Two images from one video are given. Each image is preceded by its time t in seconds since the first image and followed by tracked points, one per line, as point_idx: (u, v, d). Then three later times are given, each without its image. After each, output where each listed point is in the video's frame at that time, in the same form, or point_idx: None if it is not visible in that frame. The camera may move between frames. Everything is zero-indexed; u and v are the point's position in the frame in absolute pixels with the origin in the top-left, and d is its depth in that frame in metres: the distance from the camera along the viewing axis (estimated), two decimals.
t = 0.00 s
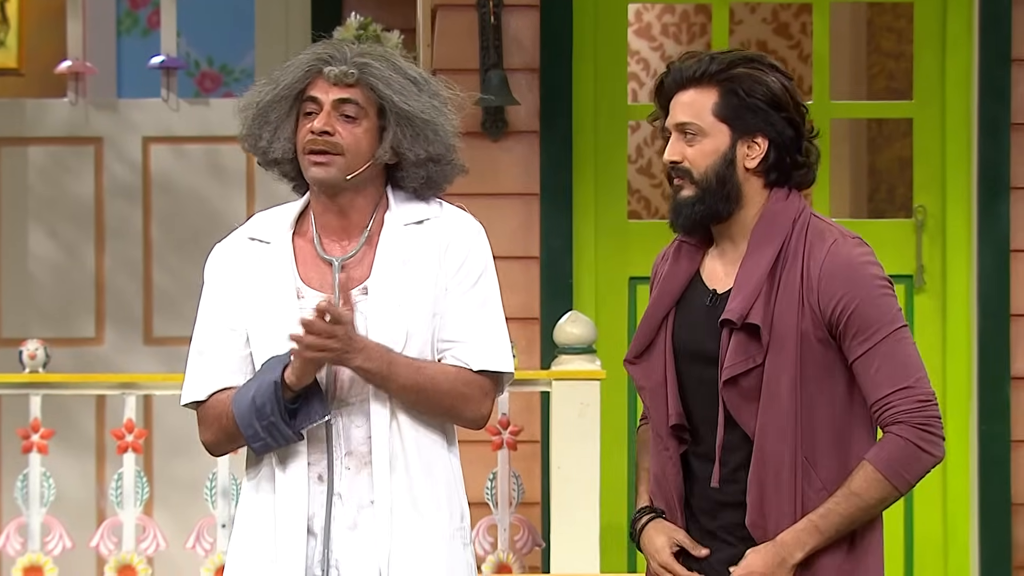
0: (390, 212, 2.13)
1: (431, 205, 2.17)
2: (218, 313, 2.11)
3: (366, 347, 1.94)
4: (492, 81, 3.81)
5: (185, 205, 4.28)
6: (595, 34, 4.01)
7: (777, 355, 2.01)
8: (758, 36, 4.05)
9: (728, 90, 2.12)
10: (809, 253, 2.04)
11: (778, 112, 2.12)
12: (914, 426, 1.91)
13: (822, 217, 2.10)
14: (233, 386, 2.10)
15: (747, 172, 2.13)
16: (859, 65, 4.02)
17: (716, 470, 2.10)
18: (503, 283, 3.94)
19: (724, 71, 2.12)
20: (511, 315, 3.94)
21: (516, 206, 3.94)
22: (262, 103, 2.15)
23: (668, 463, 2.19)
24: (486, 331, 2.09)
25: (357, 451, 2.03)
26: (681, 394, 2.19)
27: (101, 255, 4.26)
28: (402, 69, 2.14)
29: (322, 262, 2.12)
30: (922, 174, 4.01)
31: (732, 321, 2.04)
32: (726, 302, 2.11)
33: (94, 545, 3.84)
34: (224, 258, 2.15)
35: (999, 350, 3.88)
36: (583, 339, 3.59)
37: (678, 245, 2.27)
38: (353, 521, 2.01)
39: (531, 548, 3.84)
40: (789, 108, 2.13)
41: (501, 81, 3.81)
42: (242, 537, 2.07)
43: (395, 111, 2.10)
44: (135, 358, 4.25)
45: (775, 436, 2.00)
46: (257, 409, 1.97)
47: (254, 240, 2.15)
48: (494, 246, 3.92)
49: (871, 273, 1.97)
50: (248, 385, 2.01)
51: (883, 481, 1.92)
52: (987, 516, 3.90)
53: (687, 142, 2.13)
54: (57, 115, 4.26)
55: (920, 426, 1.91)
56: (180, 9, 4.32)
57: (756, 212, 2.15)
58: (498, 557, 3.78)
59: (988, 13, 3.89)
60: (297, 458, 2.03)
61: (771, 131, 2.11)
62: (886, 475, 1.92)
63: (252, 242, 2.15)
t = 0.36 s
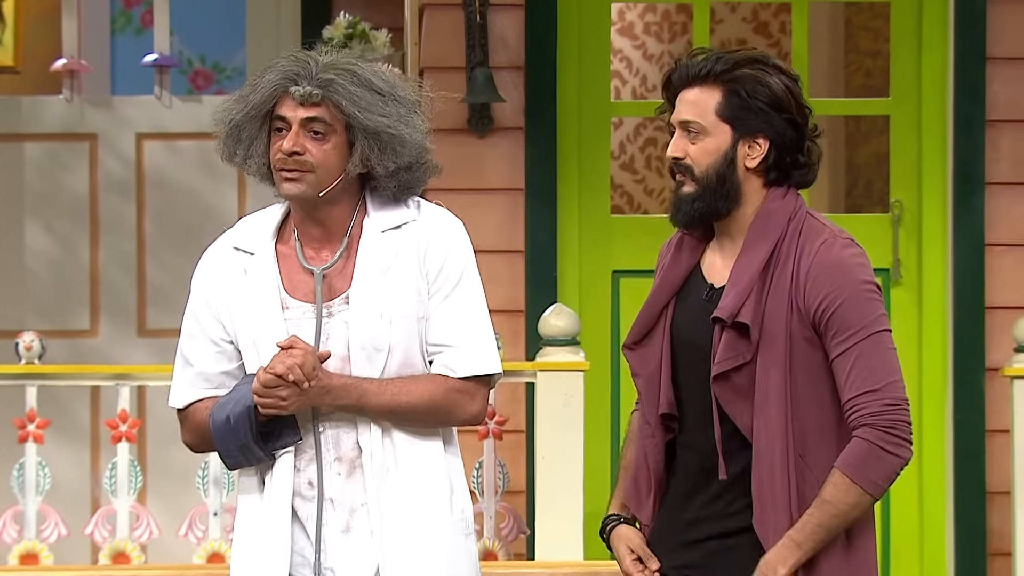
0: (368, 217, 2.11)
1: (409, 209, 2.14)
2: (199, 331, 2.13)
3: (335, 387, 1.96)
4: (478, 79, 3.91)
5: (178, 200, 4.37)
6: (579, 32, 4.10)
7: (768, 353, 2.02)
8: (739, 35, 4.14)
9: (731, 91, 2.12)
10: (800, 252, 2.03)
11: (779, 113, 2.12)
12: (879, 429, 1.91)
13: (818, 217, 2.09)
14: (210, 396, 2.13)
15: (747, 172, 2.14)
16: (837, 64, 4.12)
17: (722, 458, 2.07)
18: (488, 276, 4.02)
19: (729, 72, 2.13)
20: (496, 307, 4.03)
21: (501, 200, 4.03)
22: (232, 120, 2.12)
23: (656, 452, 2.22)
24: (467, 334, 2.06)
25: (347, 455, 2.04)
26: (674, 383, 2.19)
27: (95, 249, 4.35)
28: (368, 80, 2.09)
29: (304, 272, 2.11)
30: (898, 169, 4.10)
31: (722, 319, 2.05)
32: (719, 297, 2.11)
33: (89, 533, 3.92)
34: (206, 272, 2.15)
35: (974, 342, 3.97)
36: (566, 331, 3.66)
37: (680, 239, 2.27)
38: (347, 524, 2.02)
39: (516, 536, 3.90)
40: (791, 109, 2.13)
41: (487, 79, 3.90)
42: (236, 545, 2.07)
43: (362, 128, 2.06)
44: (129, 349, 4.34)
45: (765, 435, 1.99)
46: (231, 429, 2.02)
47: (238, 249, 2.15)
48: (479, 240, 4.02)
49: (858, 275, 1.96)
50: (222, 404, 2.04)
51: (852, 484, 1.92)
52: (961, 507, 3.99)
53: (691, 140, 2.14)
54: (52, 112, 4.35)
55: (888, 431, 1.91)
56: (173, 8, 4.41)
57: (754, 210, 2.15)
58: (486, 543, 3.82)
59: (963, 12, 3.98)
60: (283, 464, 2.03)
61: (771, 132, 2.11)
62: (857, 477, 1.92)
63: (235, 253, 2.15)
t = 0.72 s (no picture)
0: (371, 213, 2.21)
1: (412, 206, 2.24)
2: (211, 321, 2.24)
3: (339, 373, 2.05)
4: (476, 76, 4.01)
5: (184, 193, 4.47)
6: (575, 29, 4.20)
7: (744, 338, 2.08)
8: (731, 32, 4.25)
9: (699, 86, 2.18)
10: (771, 241, 2.11)
11: (745, 104, 2.19)
12: (870, 409, 2.02)
13: (786, 205, 2.17)
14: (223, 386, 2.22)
15: (716, 163, 2.20)
16: (826, 60, 4.22)
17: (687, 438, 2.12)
18: (487, 267, 4.13)
19: (696, 67, 2.18)
20: (495, 298, 4.13)
21: (499, 194, 4.13)
22: (243, 117, 2.23)
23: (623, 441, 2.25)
24: (467, 326, 2.17)
25: (345, 446, 2.13)
26: (645, 371, 2.23)
27: (103, 241, 4.45)
28: (375, 81, 2.19)
29: (309, 264, 2.20)
30: (886, 164, 4.21)
31: (700, 305, 2.10)
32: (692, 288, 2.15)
33: (97, 519, 4.01)
34: (214, 266, 2.25)
35: (960, 333, 4.06)
36: (564, 321, 3.75)
37: (646, 231, 2.31)
38: (344, 513, 2.11)
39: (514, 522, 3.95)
40: (756, 100, 2.20)
41: (485, 75, 4.00)
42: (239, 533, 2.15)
43: (369, 128, 2.16)
44: (135, 339, 4.45)
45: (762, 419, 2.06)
46: (239, 415, 2.11)
47: (246, 243, 2.24)
48: (478, 232, 4.12)
49: (833, 261, 2.05)
50: (232, 392, 2.14)
51: (865, 470, 2.01)
52: (947, 496, 4.08)
53: (661, 135, 2.19)
54: (61, 107, 4.46)
55: (877, 410, 2.02)
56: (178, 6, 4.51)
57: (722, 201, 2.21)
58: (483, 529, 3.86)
59: (949, 10, 4.08)
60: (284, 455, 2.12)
61: (739, 123, 2.19)
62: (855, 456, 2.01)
63: (241, 247, 2.24)
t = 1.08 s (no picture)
0: (382, 212, 2.28)
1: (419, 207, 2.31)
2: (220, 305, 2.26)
3: (364, 351, 2.05)
4: (477, 77, 4.10)
5: (190, 191, 4.57)
6: (573, 32, 4.31)
7: (715, 326, 2.17)
8: (724, 35, 4.34)
9: (662, 83, 2.26)
10: (738, 232, 2.21)
11: (705, 100, 2.28)
12: (803, 401, 2.12)
13: (745, 201, 2.29)
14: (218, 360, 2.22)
15: (680, 158, 2.29)
16: (818, 62, 4.32)
17: (659, 428, 2.20)
18: (487, 264, 4.22)
19: (659, 65, 2.25)
20: (494, 294, 4.23)
21: (498, 193, 4.23)
22: (259, 111, 2.30)
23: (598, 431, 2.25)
24: (474, 320, 2.24)
25: (351, 440, 2.15)
26: (617, 365, 2.27)
27: (111, 238, 4.56)
28: (392, 82, 2.28)
29: (318, 261, 2.26)
30: (877, 162, 4.31)
31: (675, 295, 2.18)
32: (661, 278, 2.23)
33: (106, 510, 4.08)
34: (224, 257, 2.29)
35: (949, 328, 4.17)
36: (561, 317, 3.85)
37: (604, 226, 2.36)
38: (348, 506, 2.13)
39: (513, 513, 4.01)
40: (712, 94, 2.29)
41: (485, 76, 4.10)
42: (242, 521, 2.18)
43: (384, 126, 2.25)
44: (143, 334, 4.55)
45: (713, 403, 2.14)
46: (233, 385, 2.05)
47: (257, 239, 2.29)
48: (478, 229, 4.21)
49: (797, 254, 2.18)
50: (219, 369, 2.09)
51: (782, 454, 2.09)
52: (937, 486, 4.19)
53: (628, 132, 2.25)
54: (70, 108, 4.56)
55: (810, 405, 2.12)
56: (185, 9, 4.60)
57: (684, 195, 2.30)
58: (483, 519, 3.95)
59: (938, 13, 4.18)
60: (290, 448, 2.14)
61: (701, 119, 2.28)
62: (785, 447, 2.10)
63: (254, 241, 2.29)
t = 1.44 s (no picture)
0: (399, 204, 2.32)
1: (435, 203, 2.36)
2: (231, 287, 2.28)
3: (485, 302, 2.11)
4: (478, 83, 4.18)
5: (196, 194, 4.65)
6: (573, 38, 4.39)
7: (704, 323, 2.25)
8: (722, 40, 4.42)
9: (649, 89, 2.34)
10: (723, 234, 2.32)
11: (686, 107, 2.38)
12: (795, 393, 2.22)
13: (724, 206, 2.39)
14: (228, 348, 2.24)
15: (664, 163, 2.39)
16: (813, 68, 4.41)
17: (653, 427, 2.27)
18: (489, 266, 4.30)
19: (646, 72, 2.34)
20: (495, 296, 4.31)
21: (500, 196, 4.30)
22: (286, 94, 2.37)
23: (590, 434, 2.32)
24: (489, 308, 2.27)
25: (359, 423, 2.18)
26: (601, 364, 2.34)
27: (120, 240, 4.65)
28: (415, 72, 2.38)
29: (332, 246, 2.29)
30: (871, 166, 4.38)
31: (667, 293, 2.26)
32: (650, 278, 2.31)
33: (114, 508, 4.14)
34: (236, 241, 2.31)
35: (940, 330, 4.25)
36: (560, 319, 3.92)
37: (585, 232, 2.44)
38: (354, 486, 2.15)
39: (514, 510, 4.09)
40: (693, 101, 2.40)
41: (487, 81, 4.18)
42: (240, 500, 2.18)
43: (406, 110, 2.32)
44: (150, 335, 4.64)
45: (701, 399, 2.23)
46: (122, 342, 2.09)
47: (270, 225, 2.32)
48: (480, 232, 4.29)
49: (779, 255, 2.29)
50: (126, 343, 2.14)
51: (753, 428, 2.19)
52: (930, 483, 4.27)
53: (617, 136, 2.33)
54: (79, 112, 4.65)
55: (798, 399, 2.22)
56: (191, 14, 4.68)
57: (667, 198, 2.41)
58: (484, 516, 4.03)
59: (931, 19, 4.26)
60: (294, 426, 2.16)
61: (683, 125, 2.38)
62: (773, 437, 2.20)
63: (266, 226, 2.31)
